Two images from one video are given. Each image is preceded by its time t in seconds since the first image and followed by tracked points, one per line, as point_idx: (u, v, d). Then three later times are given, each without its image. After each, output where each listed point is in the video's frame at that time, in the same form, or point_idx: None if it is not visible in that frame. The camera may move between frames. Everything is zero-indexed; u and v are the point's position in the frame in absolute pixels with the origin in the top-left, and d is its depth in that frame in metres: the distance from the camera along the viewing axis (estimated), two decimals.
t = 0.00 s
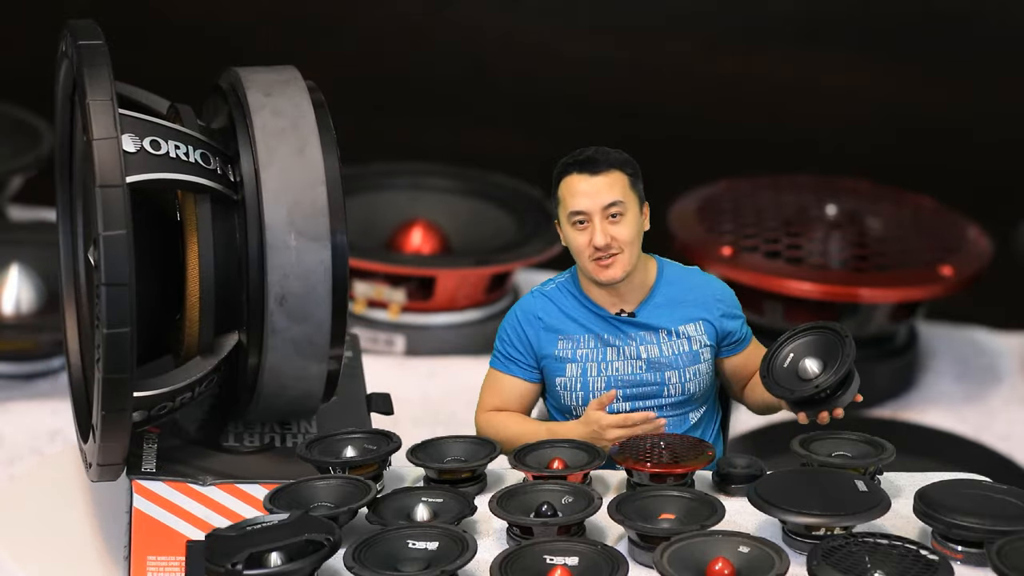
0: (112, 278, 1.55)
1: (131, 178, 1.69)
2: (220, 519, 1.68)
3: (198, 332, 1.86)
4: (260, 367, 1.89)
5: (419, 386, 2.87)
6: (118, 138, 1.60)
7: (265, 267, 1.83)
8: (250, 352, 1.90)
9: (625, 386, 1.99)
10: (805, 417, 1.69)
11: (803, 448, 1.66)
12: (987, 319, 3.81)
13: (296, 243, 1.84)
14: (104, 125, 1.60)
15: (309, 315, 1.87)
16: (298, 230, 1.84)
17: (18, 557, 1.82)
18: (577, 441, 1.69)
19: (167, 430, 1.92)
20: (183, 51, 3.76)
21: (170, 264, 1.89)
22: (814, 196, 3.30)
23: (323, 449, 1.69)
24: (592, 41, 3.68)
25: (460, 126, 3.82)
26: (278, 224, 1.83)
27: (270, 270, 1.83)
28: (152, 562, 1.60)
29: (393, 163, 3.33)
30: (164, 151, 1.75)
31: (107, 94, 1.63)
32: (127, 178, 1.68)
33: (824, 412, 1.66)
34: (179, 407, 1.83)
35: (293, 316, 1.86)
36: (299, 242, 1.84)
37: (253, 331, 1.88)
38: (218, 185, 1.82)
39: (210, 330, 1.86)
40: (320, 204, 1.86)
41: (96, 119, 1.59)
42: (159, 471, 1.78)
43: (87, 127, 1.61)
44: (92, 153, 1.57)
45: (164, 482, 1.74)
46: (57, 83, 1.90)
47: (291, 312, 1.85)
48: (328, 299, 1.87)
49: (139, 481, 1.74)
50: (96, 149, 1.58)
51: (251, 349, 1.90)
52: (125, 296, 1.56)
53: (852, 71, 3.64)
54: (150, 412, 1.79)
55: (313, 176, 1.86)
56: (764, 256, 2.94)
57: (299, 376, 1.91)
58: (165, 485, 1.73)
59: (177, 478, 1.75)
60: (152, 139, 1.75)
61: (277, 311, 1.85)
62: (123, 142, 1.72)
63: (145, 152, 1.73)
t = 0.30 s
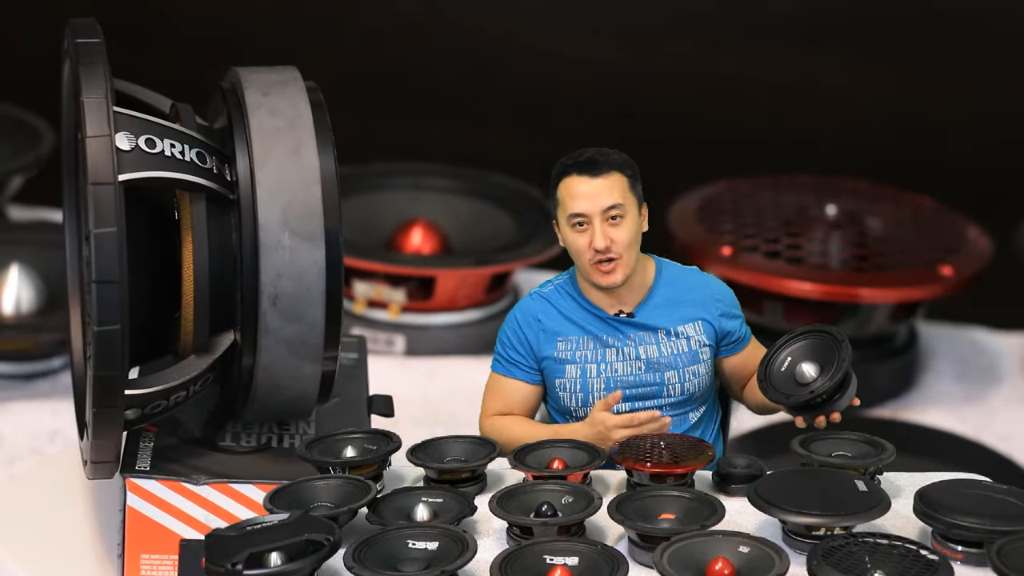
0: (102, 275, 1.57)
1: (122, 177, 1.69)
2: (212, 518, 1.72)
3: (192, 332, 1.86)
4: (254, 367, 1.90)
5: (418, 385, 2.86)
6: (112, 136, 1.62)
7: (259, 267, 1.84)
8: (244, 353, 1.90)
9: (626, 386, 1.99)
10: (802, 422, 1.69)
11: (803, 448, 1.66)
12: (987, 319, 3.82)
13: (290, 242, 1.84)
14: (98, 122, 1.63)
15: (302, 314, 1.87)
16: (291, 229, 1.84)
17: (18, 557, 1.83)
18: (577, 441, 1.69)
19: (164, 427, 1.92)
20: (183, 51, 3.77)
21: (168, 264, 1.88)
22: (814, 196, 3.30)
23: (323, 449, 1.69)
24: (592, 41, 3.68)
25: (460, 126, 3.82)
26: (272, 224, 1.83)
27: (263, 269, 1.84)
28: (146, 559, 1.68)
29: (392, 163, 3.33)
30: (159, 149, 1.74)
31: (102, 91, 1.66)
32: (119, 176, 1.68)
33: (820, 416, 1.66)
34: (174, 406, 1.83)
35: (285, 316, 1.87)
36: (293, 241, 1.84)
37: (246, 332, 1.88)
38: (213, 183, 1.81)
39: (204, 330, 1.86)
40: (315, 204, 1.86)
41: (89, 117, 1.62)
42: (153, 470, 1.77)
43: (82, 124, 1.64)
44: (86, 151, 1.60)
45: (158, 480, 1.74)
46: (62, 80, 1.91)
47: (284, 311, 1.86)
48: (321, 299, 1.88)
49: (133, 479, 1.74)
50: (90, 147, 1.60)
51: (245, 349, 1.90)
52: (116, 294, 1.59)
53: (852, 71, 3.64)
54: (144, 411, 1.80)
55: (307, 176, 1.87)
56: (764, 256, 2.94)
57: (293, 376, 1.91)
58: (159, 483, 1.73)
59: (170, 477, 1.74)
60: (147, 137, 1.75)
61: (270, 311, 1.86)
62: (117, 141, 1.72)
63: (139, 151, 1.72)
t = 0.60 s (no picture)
0: (94, 273, 1.62)
1: (116, 174, 1.69)
2: (204, 518, 1.75)
3: (187, 332, 1.86)
4: (249, 367, 1.91)
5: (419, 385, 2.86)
6: (105, 134, 1.66)
7: (251, 267, 1.85)
8: (238, 353, 1.91)
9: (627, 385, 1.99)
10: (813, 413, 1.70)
11: (804, 447, 1.66)
12: (987, 319, 3.82)
13: (283, 242, 1.84)
14: (93, 119, 1.66)
15: (295, 314, 1.88)
16: (285, 229, 1.85)
17: (18, 557, 1.82)
18: (577, 441, 1.69)
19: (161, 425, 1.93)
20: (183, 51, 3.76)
21: (162, 262, 1.90)
22: (815, 196, 3.30)
23: (323, 449, 1.69)
24: (592, 41, 3.68)
25: (460, 126, 3.83)
26: (266, 223, 1.84)
27: (256, 269, 1.84)
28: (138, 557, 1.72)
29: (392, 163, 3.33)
30: (154, 148, 1.75)
31: (97, 88, 1.69)
32: (113, 174, 1.68)
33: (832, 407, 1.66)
34: (168, 405, 1.83)
35: (279, 316, 1.87)
36: (286, 241, 1.85)
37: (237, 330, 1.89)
38: (207, 182, 1.81)
39: (198, 329, 1.86)
40: (309, 204, 1.86)
41: (83, 114, 1.65)
42: (148, 468, 1.79)
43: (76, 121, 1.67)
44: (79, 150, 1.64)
45: (151, 480, 1.76)
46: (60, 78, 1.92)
47: (277, 311, 1.87)
48: (313, 300, 1.88)
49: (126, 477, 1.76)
50: (83, 146, 1.64)
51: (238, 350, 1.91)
52: (107, 291, 1.64)
53: (852, 71, 3.63)
54: (137, 409, 1.80)
55: (303, 176, 1.87)
56: (764, 256, 2.94)
57: (287, 375, 1.92)
58: (152, 483, 1.75)
59: (164, 476, 1.76)
60: (142, 135, 1.75)
61: (263, 310, 1.86)
62: (112, 138, 1.72)
63: (134, 149, 1.73)
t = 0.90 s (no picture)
0: (83, 269, 1.66)
1: (108, 172, 1.70)
2: (198, 518, 1.75)
3: (181, 331, 1.87)
4: (242, 367, 1.91)
5: (419, 384, 2.86)
6: (98, 131, 1.69)
7: (243, 266, 1.85)
8: (232, 354, 1.91)
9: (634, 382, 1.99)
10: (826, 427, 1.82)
11: (803, 448, 1.66)
12: (987, 319, 3.82)
13: (276, 241, 1.85)
14: (87, 117, 1.69)
15: (287, 314, 1.88)
16: (278, 229, 1.85)
17: (18, 557, 1.82)
18: (577, 441, 1.69)
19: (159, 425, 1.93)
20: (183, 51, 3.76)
21: (155, 259, 1.91)
22: (815, 196, 3.29)
23: (324, 449, 1.69)
24: (592, 41, 3.68)
25: (460, 126, 3.83)
26: (259, 223, 1.84)
27: (249, 268, 1.85)
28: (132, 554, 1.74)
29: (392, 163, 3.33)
30: (148, 146, 1.75)
31: (92, 85, 1.72)
32: (105, 171, 1.69)
33: (849, 425, 1.79)
34: (163, 403, 1.84)
35: (271, 316, 1.87)
36: (279, 240, 1.85)
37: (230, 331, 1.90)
38: (202, 181, 1.81)
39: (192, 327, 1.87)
40: (303, 205, 1.86)
41: (76, 111, 1.69)
42: (141, 466, 1.80)
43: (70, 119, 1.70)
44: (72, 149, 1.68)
45: (144, 478, 1.76)
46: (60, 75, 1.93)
47: (269, 310, 1.87)
48: (306, 299, 1.88)
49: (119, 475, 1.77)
50: (75, 145, 1.68)
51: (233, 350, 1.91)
52: (96, 288, 1.68)
53: (852, 71, 3.63)
54: (132, 407, 1.80)
55: (298, 175, 1.87)
56: (764, 256, 2.94)
57: (281, 375, 1.92)
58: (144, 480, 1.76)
59: (158, 474, 1.77)
60: (137, 133, 1.75)
61: (255, 310, 1.87)
62: (107, 137, 1.72)
63: (128, 147, 1.73)
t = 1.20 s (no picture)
0: (74, 266, 1.69)
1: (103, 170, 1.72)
2: (191, 517, 1.75)
3: (176, 329, 1.91)
4: (236, 367, 1.92)
5: (419, 384, 2.86)
6: (92, 128, 1.69)
7: (237, 266, 1.85)
8: (225, 353, 1.91)
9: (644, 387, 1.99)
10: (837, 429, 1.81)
11: (803, 448, 1.66)
12: (987, 319, 3.82)
13: (269, 241, 1.84)
14: (82, 114, 1.70)
15: (279, 314, 1.88)
16: (271, 229, 1.84)
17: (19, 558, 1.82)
18: (577, 441, 1.69)
19: (157, 423, 1.93)
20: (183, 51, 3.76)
21: (152, 258, 1.93)
22: (815, 196, 3.29)
23: (323, 449, 1.69)
24: (592, 41, 3.68)
25: (460, 127, 3.83)
26: (252, 223, 1.84)
27: (242, 268, 1.85)
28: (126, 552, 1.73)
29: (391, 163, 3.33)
30: (143, 144, 1.76)
31: (88, 82, 1.71)
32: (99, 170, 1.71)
33: (858, 426, 1.77)
34: (158, 401, 1.86)
35: (264, 315, 1.87)
36: (273, 240, 1.85)
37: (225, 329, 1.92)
38: (196, 180, 1.82)
39: (187, 326, 1.91)
40: (296, 205, 1.86)
41: (71, 108, 1.69)
42: (134, 464, 1.79)
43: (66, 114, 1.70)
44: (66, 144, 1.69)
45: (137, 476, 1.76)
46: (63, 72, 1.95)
47: (262, 310, 1.87)
48: (299, 299, 1.88)
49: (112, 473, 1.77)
50: (69, 141, 1.69)
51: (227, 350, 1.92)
52: (86, 285, 1.70)
53: (852, 72, 3.63)
54: (125, 404, 1.82)
55: (292, 176, 1.86)
56: (763, 256, 2.94)
57: (274, 375, 1.93)
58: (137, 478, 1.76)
59: (151, 472, 1.77)
60: (133, 130, 1.76)
61: (248, 310, 1.87)
62: (102, 134, 1.73)
63: (123, 145, 1.74)
